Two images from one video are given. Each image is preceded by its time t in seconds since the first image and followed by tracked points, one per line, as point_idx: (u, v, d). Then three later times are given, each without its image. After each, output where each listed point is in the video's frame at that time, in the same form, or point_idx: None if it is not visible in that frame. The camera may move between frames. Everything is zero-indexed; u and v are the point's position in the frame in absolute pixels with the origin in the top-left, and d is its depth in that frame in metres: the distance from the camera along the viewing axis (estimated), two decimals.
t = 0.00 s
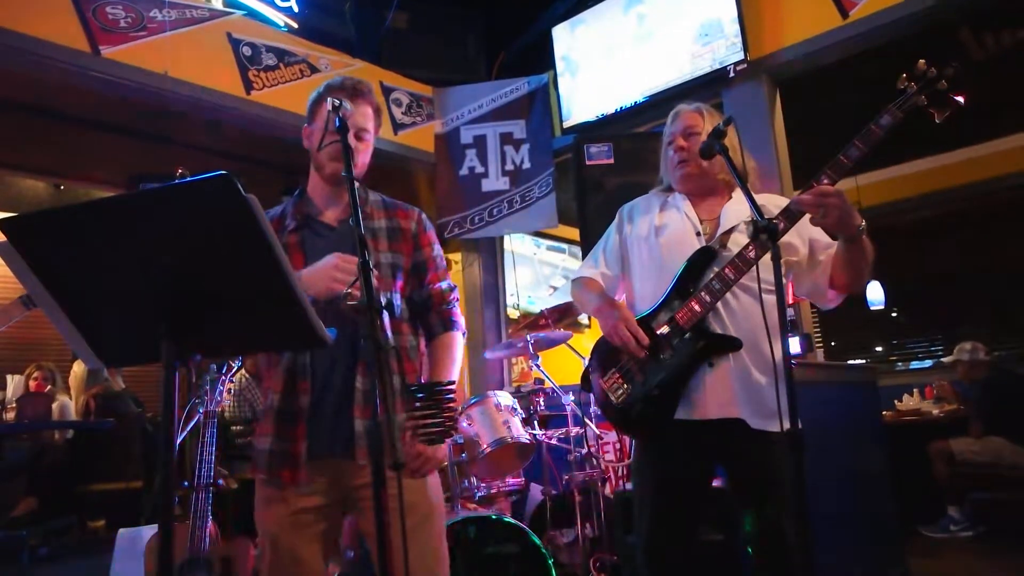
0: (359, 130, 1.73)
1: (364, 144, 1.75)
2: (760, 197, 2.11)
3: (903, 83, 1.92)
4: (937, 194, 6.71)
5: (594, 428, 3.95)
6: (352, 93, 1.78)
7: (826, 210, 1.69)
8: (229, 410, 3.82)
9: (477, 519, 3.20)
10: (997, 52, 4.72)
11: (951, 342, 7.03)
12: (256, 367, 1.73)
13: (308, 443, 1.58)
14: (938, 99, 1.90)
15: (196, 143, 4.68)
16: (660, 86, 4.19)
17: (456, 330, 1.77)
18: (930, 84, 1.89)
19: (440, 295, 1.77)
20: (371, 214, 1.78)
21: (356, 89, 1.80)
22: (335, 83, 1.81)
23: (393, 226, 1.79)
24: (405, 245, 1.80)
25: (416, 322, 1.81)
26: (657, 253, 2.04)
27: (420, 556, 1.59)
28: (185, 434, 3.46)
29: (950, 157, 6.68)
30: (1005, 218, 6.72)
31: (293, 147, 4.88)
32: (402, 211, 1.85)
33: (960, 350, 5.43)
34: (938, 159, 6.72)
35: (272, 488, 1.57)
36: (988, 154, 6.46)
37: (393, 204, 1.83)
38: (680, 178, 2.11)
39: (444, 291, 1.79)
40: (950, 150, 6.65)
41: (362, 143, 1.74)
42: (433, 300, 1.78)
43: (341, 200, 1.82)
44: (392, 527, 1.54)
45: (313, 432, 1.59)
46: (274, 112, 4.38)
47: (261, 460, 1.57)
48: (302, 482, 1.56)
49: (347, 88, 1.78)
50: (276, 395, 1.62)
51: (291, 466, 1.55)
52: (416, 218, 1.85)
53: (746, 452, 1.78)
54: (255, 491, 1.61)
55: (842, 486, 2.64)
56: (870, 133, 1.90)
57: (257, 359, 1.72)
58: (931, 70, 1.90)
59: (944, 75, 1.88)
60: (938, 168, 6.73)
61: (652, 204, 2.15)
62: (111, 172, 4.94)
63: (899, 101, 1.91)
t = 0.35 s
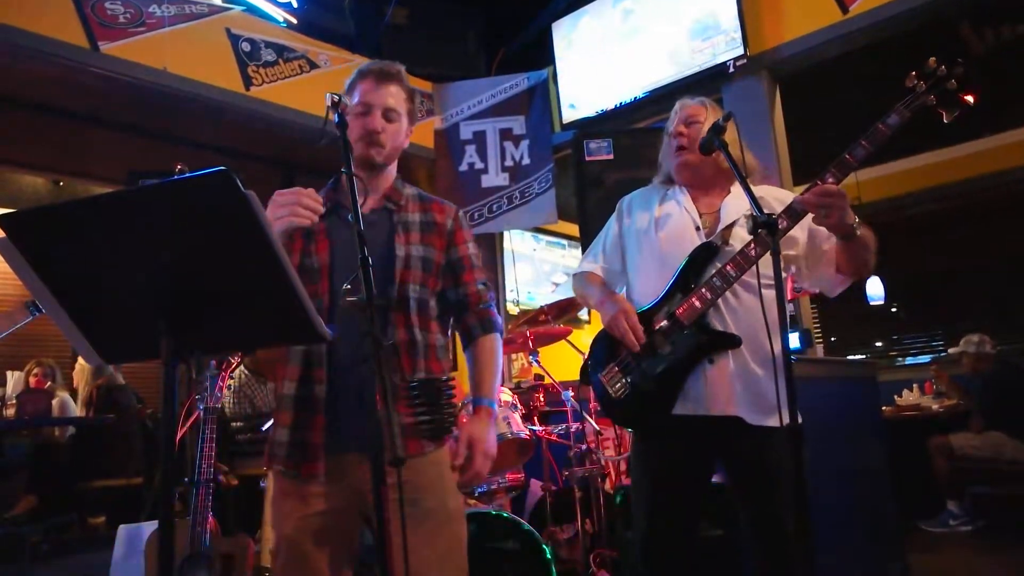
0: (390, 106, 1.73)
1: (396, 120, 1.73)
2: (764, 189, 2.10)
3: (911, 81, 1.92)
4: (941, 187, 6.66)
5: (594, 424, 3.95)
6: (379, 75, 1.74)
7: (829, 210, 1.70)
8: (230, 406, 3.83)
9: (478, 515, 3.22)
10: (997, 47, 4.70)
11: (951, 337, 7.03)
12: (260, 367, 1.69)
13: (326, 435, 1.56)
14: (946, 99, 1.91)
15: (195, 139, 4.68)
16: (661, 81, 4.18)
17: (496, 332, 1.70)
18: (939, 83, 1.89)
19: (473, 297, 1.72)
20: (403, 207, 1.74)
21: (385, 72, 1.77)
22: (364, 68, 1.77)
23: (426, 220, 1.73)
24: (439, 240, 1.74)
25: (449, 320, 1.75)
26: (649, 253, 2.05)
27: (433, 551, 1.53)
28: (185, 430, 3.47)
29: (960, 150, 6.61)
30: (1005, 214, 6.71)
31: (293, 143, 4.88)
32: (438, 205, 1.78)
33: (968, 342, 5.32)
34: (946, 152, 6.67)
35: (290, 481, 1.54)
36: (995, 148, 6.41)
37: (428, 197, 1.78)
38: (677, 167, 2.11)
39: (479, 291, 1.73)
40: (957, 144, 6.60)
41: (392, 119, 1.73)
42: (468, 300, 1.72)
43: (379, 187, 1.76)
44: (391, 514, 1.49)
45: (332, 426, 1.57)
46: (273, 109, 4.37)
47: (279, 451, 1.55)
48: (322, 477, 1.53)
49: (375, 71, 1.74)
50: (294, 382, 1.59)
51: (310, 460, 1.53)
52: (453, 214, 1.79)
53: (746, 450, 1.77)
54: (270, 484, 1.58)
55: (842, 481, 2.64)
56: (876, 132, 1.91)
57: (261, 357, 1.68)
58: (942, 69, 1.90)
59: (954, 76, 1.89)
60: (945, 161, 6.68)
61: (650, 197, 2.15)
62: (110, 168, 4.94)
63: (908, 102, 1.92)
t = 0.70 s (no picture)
0: (418, 128, 1.61)
1: (425, 141, 1.63)
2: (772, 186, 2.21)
3: (905, 79, 1.92)
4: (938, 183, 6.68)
5: (594, 423, 3.96)
6: (403, 92, 1.61)
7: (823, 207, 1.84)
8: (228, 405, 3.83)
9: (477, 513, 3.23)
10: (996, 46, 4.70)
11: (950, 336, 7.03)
12: (259, 366, 1.64)
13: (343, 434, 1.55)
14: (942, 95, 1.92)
15: (195, 138, 4.68)
16: (661, 78, 4.17)
17: (513, 347, 1.68)
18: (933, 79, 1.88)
19: (505, 305, 1.70)
20: (434, 213, 1.72)
21: (410, 81, 1.63)
22: (385, 78, 1.64)
23: (457, 228, 1.72)
24: (468, 248, 1.73)
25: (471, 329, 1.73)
26: (664, 264, 2.19)
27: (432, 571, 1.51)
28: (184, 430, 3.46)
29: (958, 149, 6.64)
30: (1004, 212, 6.71)
31: (293, 142, 4.88)
32: (469, 211, 1.78)
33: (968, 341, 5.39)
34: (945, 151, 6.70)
35: (302, 486, 1.53)
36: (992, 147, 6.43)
37: (458, 201, 1.77)
38: (689, 181, 2.19)
39: (501, 300, 1.71)
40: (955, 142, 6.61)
41: (421, 141, 1.62)
42: (489, 309, 1.70)
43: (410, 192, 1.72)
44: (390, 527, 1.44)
45: (348, 424, 1.56)
46: (272, 108, 4.37)
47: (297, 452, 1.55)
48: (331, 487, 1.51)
49: (398, 87, 1.61)
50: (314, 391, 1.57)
51: (322, 460, 1.52)
52: (483, 220, 1.78)
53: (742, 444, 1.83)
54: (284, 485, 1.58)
55: (841, 479, 2.65)
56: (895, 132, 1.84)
57: (259, 355, 1.63)
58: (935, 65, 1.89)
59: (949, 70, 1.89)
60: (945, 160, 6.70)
61: (665, 206, 2.26)
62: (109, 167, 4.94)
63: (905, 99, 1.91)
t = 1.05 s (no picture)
0: (397, 107, 1.70)
1: (405, 120, 1.71)
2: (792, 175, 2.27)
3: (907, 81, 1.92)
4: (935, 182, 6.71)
5: (592, 421, 3.96)
6: (391, 76, 1.73)
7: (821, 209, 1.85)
8: (226, 403, 3.81)
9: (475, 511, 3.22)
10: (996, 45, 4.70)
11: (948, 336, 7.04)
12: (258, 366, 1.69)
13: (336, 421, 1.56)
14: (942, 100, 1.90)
15: (193, 135, 4.67)
16: (661, 78, 4.19)
17: (494, 336, 1.65)
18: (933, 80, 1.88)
19: (484, 295, 1.68)
20: (415, 202, 1.73)
21: (398, 69, 1.75)
22: (377, 66, 1.78)
23: (437, 218, 1.73)
24: (448, 237, 1.73)
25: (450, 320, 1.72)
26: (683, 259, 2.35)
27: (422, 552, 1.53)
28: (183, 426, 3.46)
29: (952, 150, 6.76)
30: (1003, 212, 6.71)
31: (292, 140, 4.87)
32: (451, 203, 1.78)
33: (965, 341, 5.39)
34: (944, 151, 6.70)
35: (294, 466, 1.55)
36: (989, 146, 6.46)
37: (441, 195, 1.77)
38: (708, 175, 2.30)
39: (480, 290, 1.70)
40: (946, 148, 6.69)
41: (401, 121, 1.71)
42: (467, 297, 1.68)
43: (394, 182, 1.76)
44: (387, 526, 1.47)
45: (336, 408, 1.57)
46: (271, 105, 4.36)
47: (289, 436, 1.56)
48: (330, 465, 1.53)
49: (386, 72, 1.73)
50: (302, 370, 1.60)
51: (316, 446, 1.53)
52: (465, 213, 1.78)
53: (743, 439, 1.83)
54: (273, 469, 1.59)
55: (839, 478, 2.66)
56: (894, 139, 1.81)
57: (259, 351, 1.68)
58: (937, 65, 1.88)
59: (948, 74, 1.88)
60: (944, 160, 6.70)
61: (687, 203, 2.43)
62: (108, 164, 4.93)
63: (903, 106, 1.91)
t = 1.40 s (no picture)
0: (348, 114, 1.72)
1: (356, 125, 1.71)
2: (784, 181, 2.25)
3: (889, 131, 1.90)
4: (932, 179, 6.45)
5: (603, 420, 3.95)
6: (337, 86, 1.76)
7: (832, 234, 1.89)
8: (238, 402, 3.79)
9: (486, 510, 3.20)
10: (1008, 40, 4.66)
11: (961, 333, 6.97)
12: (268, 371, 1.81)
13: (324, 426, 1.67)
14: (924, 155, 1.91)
15: (203, 135, 4.70)
16: (669, 75, 4.18)
17: (484, 331, 1.75)
18: (915, 138, 1.87)
19: (471, 292, 1.79)
20: (394, 209, 1.78)
21: (344, 78, 1.79)
22: (325, 78, 1.80)
23: (418, 222, 1.79)
24: (431, 239, 1.80)
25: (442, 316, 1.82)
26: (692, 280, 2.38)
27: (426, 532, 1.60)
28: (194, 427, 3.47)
29: (965, 147, 7.07)
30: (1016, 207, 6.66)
31: (301, 139, 4.88)
32: (429, 204, 1.84)
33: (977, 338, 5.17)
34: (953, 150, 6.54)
35: (289, 477, 1.66)
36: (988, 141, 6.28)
37: (418, 196, 1.84)
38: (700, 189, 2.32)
39: (468, 288, 1.80)
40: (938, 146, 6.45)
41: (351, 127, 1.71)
42: (456, 297, 1.79)
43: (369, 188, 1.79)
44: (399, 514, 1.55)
45: (322, 414, 1.68)
46: (281, 105, 4.37)
47: (285, 448, 1.67)
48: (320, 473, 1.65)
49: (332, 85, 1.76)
50: (294, 383, 1.71)
51: (305, 454, 1.65)
52: (444, 212, 1.85)
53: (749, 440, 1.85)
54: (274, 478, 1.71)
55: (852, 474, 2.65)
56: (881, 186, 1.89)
57: (270, 354, 1.77)
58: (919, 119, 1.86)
59: (931, 131, 1.85)
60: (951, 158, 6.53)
61: (686, 221, 2.42)
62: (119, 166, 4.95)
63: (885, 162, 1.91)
